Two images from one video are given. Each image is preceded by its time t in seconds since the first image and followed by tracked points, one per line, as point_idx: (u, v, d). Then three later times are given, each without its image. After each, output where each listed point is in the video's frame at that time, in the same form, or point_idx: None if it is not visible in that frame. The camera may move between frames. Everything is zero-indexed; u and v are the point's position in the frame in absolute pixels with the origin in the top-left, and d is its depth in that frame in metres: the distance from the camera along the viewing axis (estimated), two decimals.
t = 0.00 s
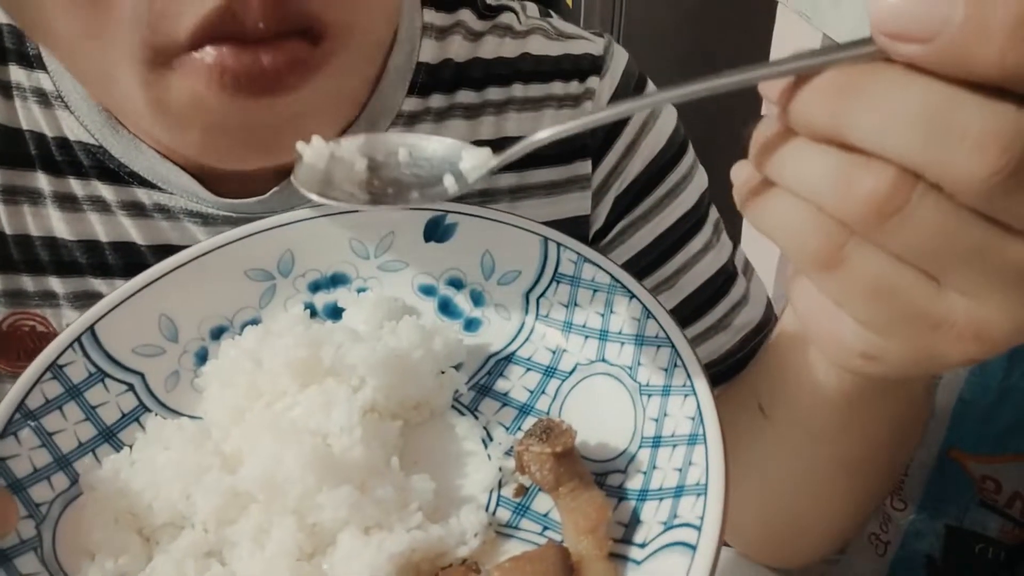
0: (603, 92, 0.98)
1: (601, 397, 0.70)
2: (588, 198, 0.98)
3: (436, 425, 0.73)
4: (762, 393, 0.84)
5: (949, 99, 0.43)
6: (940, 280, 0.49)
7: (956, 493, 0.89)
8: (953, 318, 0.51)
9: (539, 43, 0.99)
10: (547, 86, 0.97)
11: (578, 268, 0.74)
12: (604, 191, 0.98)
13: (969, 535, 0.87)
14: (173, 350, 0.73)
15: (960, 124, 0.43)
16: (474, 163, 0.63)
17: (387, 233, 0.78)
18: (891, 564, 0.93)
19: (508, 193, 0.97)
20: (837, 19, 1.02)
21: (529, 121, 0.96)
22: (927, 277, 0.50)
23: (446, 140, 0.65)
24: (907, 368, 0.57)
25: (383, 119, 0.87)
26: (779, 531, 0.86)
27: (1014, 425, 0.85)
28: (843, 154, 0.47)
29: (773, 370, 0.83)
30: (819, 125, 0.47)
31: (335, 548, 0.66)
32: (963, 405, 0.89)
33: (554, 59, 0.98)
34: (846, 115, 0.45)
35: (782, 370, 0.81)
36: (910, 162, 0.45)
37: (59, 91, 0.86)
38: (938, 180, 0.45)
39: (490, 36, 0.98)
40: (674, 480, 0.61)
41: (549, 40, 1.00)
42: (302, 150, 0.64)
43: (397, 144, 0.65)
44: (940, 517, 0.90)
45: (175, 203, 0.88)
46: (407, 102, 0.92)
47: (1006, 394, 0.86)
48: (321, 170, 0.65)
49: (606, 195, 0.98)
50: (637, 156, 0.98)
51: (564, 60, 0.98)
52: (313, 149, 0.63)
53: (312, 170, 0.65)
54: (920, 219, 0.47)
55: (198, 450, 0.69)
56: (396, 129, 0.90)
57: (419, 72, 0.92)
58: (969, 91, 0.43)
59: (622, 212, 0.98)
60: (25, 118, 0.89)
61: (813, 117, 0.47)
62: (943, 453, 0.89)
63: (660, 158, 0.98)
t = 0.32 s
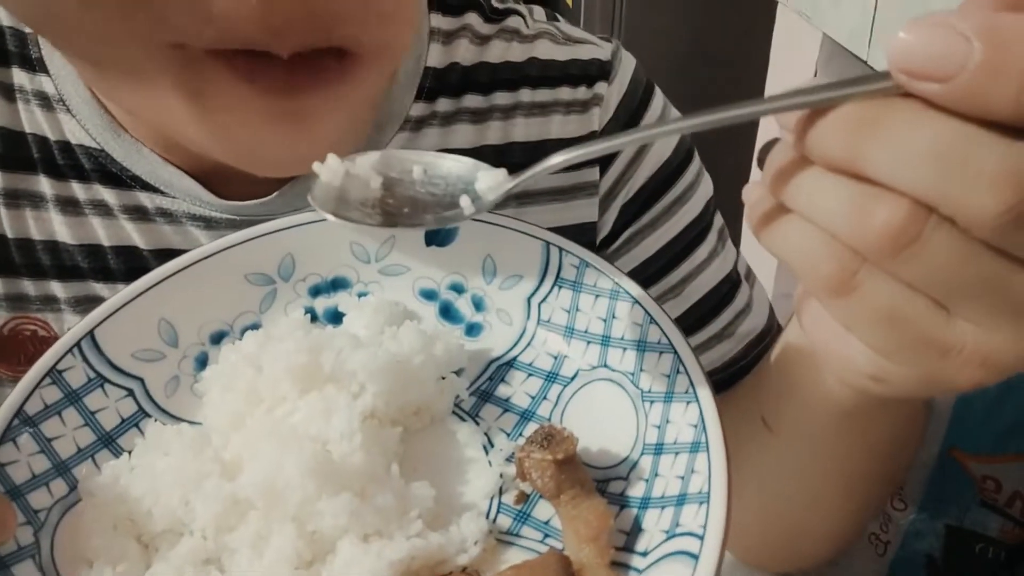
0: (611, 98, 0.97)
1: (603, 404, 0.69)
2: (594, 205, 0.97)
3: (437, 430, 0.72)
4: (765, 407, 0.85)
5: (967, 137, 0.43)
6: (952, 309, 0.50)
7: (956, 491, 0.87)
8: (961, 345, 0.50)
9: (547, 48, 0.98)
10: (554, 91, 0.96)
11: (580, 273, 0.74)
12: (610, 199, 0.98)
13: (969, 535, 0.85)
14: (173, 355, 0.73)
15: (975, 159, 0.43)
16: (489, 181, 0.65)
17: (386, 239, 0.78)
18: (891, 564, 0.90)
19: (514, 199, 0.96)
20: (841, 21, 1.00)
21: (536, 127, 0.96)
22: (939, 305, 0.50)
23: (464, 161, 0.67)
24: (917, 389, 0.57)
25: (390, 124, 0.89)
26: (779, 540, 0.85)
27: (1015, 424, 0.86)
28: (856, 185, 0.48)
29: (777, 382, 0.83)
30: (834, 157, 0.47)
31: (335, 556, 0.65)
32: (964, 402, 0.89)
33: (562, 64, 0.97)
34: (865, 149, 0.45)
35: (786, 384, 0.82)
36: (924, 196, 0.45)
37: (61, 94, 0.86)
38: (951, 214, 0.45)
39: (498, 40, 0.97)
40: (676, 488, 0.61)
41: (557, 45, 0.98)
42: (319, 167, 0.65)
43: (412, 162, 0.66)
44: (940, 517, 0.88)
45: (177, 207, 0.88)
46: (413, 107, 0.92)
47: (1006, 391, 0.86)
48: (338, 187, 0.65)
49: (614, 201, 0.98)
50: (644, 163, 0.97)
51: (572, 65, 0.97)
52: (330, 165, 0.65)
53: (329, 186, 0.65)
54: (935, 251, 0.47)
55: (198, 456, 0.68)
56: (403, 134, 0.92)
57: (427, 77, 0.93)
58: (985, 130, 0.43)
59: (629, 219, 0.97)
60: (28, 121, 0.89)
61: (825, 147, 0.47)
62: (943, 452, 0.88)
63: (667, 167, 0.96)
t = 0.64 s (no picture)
0: (619, 101, 0.97)
1: (610, 419, 0.69)
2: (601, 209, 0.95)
3: (442, 442, 0.72)
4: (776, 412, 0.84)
5: (991, 148, 0.43)
6: (972, 318, 0.49)
7: (956, 491, 0.87)
8: (982, 354, 0.50)
9: (555, 49, 0.98)
10: (562, 93, 0.96)
11: (587, 286, 0.73)
12: (619, 200, 0.96)
13: (969, 534, 0.85)
14: (179, 364, 0.73)
15: (998, 169, 0.43)
16: (504, 190, 0.65)
17: (393, 247, 0.78)
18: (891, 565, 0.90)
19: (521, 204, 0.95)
20: (840, 20, 0.99)
21: (543, 130, 0.95)
22: (958, 314, 0.49)
23: (479, 169, 0.67)
24: (931, 396, 0.57)
25: (395, 126, 0.88)
26: (784, 542, 0.86)
27: (1016, 423, 0.85)
28: (879, 197, 0.48)
29: (788, 390, 0.83)
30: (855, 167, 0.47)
31: (341, 569, 0.66)
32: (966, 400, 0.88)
33: (570, 66, 0.97)
34: (887, 160, 0.46)
35: (797, 386, 0.82)
36: (948, 206, 0.45)
37: (70, 96, 0.86)
38: (974, 225, 0.45)
39: (506, 41, 0.97)
40: (683, 504, 0.61)
41: (564, 46, 0.98)
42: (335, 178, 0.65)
43: (426, 171, 0.66)
44: (941, 517, 0.88)
45: (184, 210, 0.87)
46: (420, 109, 0.92)
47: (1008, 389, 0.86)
48: (353, 197, 0.65)
49: (621, 206, 0.96)
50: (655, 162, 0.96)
51: (581, 68, 0.97)
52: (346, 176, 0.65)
53: (345, 197, 0.65)
54: (958, 261, 0.47)
55: (203, 468, 0.68)
56: (409, 136, 0.92)
57: (433, 79, 0.93)
58: (1007, 141, 0.43)
59: (637, 222, 0.96)
60: (34, 123, 0.89)
61: (845, 158, 0.47)
62: (943, 452, 0.88)
63: (679, 165, 0.96)
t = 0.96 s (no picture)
0: (614, 99, 0.97)
1: (609, 421, 0.69)
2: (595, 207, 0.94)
3: (440, 443, 0.72)
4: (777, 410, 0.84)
5: None
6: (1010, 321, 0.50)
7: (955, 492, 0.87)
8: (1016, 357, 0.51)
9: (552, 47, 0.98)
10: (559, 90, 0.96)
11: (588, 288, 0.74)
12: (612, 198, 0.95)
13: (969, 534, 0.85)
14: (179, 361, 0.73)
15: None
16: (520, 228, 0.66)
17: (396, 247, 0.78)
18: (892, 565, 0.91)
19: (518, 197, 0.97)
20: (840, 20, 0.99)
21: (540, 127, 0.96)
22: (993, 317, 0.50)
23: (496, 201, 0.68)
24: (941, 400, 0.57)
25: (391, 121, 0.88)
26: (784, 541, 0.86)
27: (1016, 423, 0.83)
28: (912, 206, 0.48)
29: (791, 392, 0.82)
30: (890, 177, 0.47)
31: (339, 566, 0.66)
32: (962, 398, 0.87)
33: (566, 63, 0.97)
34: (923, 168, 0.45)
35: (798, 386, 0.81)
36: (988, 209, 0.45)
37: (65, 92, 0.86)
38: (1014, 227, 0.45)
39: (504, 38, 0.98)
40: (681, 506, 0.61)
41: (562, 44, 0.99)
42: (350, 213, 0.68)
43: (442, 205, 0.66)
44: (941, 517, 0.88)
45: (181, 203, 0.88)
46: (418, 105, 0.93)
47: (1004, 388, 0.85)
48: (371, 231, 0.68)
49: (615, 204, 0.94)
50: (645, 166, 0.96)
51: (576, 65, 0.97)
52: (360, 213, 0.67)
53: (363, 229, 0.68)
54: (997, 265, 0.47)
55: (202, 464, 0.69)
56: (406, 131, 0.93)
57: (431, 75, 0.94)
58: None
59: (631, 220, 0.95)
60: (31, 118, 0.89)
61: (877, 168, 0.47)
62: (943, 452, 0.88)
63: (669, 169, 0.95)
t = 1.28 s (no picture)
0: (600, 85, 0.98)
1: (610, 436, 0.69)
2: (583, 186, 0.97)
3: (441, 454, 0.73)
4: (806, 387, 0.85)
5: None
6: None
7: (956, 491, 0.90)
8: None
9: (537, 36, 0.99)
10: (546, 77, 0.97)
11: (592, 303, 0.74)
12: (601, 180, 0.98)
13: (969, 535, 0.88)
14: (185, 366, 0.74)
15: None
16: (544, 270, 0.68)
17: (403, 257, 0.78)
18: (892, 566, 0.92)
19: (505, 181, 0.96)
20: (841, 20, 1.08)
21: (527, 112, 0.96)
22: None
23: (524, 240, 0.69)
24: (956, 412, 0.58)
25: (379, 108, 0.91)
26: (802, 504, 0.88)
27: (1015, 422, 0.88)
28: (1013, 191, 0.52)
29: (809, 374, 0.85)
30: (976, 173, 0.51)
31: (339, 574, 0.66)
32: (964, 402, 0.90)
33: (551, 50, 0.99)
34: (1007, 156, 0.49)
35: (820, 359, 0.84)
36: None
37: (60, 80, 0.86)
38: None
39: (489, 27, 0.99)
40: (681, 522, 0.62)
41: (546, 33, 1.00)
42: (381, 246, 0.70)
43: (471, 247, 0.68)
44: (940, 517, 0.90)
45: (174, 187, 0.87)
46: (405, 90, 0.94)
47: (1004, 390, 0.89)
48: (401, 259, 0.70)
49: (604, 184, 0.99)
50: (631, 151, 0.99)
51: (562, 53, 0.99)
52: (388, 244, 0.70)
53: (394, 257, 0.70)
54: None
55: (206, 469, 0.69)
56: (395, 117, 0.93)
57: (417, 61, 0.94)
58: None
59: (619, 202, 0.99)
60: (25, 107, 0.88)
61: (964, 170, 0.52)
62: (943, 452, 0.91)
63: (652, 152, 0.99)
